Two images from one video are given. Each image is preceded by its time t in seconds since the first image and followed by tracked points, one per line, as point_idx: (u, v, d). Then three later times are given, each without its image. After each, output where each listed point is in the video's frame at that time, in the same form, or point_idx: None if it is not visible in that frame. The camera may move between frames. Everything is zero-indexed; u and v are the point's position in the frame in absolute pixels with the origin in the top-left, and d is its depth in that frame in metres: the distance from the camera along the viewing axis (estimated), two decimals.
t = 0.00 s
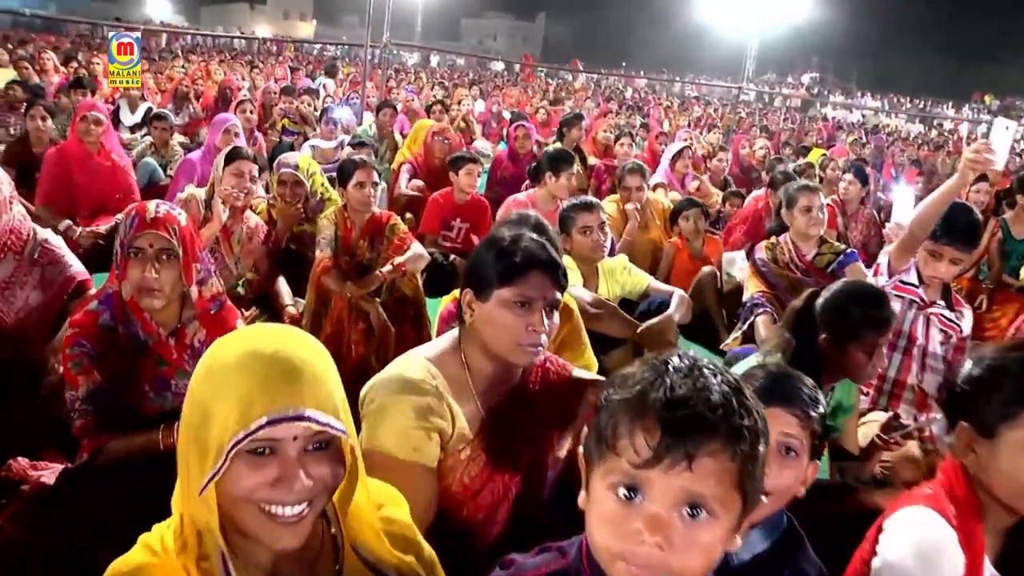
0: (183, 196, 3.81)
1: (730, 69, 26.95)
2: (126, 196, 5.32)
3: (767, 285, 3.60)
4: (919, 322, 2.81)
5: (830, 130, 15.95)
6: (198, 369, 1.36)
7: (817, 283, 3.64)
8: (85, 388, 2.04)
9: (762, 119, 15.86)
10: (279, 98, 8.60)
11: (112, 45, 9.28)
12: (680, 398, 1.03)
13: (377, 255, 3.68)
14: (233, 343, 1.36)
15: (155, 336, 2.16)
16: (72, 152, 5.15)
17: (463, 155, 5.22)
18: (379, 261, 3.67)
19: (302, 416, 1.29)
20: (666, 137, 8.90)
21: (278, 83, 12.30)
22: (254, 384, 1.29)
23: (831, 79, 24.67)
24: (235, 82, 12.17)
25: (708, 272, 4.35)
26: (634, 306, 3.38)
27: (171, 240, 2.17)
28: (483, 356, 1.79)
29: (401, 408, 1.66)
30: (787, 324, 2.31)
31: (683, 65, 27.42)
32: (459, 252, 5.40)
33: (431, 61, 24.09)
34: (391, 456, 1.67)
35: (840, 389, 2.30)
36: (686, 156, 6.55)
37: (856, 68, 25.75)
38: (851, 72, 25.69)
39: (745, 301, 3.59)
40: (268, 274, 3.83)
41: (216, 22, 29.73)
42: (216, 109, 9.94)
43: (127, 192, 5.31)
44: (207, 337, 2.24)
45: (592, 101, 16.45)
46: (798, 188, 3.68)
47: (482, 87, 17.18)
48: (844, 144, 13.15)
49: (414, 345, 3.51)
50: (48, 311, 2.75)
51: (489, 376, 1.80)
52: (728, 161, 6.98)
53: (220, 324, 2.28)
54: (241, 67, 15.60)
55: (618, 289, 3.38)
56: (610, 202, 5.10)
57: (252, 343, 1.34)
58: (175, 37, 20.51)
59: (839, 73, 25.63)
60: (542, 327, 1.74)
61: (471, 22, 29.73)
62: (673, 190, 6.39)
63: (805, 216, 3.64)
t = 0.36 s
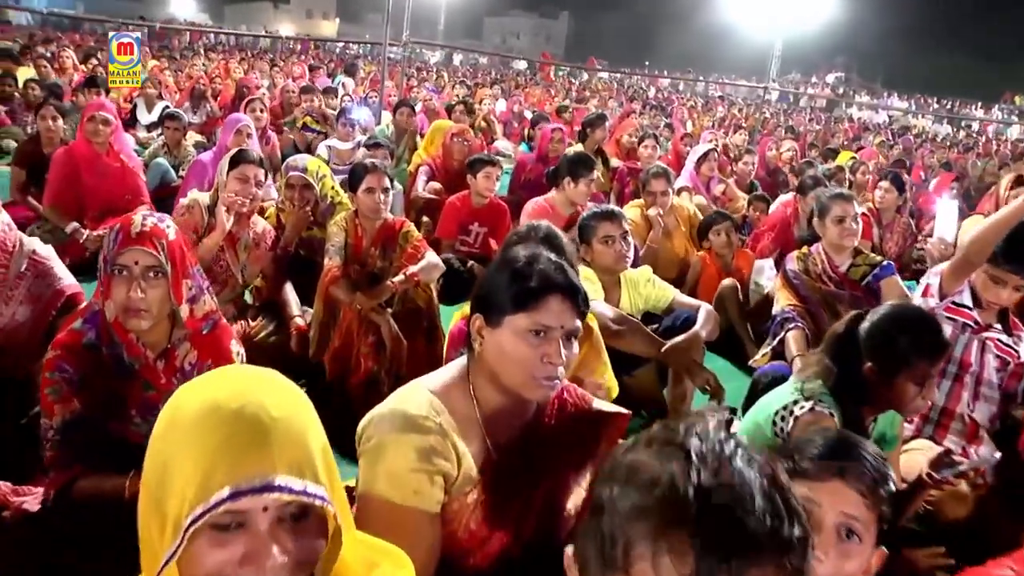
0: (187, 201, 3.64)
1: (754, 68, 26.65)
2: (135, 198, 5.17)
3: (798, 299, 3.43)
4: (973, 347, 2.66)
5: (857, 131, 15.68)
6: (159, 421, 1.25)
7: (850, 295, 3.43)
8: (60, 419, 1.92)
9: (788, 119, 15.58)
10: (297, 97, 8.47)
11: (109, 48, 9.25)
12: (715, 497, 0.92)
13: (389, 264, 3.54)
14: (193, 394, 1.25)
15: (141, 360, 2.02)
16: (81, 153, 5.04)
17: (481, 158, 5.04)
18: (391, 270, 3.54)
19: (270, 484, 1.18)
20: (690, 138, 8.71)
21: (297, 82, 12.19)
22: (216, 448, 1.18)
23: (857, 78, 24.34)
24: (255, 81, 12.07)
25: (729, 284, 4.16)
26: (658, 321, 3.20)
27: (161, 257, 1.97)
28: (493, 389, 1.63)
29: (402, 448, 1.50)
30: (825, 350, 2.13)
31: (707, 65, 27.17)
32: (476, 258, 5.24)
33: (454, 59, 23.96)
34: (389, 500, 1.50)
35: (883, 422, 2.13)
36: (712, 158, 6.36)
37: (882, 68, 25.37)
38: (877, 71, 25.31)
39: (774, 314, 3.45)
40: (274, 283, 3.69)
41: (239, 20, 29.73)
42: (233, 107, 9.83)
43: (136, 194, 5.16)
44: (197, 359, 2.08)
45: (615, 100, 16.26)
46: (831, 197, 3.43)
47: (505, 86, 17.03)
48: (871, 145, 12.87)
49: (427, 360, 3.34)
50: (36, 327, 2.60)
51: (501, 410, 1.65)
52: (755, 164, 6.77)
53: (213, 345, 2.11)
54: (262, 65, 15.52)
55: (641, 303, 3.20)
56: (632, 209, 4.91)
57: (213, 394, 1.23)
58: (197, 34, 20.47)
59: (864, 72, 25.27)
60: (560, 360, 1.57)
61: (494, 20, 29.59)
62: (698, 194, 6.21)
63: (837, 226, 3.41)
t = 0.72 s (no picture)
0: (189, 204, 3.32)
1: (776, 67, 26.33)
2: (139, 200, 5.02)
3: (827, 315, 3.27)
4: None
5: (881, 132, 15.40)
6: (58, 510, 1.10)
7: (882, 312, 3.25)
8: (10, 452, 1.85)
9: (810, 121, 15.34)
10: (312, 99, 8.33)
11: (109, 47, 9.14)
12: None
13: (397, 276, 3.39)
14: (101, 475, 1.09)
15: (111, 389, 1.91)
16: (83, 154, 4.93)
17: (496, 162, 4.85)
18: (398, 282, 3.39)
19: None
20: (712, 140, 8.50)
21: (313, 81, 12.06)
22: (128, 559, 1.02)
23: (879, 77, 23.99)
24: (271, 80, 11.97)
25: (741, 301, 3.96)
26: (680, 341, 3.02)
27: (131, 279, 1.82)
28: (494, 432, 1.47)
29: (390, 503, 1.33)
30: (863, 378, 1.91)
31: (729, 64, 26.87)
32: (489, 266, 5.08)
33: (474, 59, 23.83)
34: (371, 562, 1.33)
35: (924, 461, 1.94)
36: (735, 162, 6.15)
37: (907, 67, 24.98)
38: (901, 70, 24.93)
39: (801, 331, 3.30)
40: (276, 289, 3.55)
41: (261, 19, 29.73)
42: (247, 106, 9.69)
43: (139, 196, 5.01)
44: (176, 388, 1.94)
45: (635, 100, 16.05)
46: (863, 207, 3.22)
47: (524, 85, 16.85)
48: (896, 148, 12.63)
49: (433, 377, 3.16)
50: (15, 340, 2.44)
51: (501, 455, 1.49)
52: (780, 168, 6.56)
53: (195, 371, 1.96)
54: (279, 64, 15.40)
55: (662, 320, 3.02)
56: (652, 215, 4.73)
57: (127, 477, 1.07)
58: (216, 33, 20.43)
59: (887, 71, 24.90)
60: (568, 404, 1.41)
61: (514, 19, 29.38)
62: (720, 200, 6.01)
63: (870, 239, 3.21)
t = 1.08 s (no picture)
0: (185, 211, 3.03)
1: (795, 66, 26.05)
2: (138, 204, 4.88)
3: (854, 333, 3.09)
4: None
5: (902, 132, 15.14)
6: None
7: (913, 332, 3.05)
8: None
9: (830, 121, 15.08)
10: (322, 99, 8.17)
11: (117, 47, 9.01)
12: None
13: (399, 288, 3.22)
14: None
15: (66, 427, 1.79)
16: (82, 157, 4.77)
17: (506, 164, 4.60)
18: (400, 295, 3.21)
19: None
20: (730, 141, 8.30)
21: (326, 79, 11.90)
22: None
23: (899, 77, 23.68)
24: (284, 79, 11.83)
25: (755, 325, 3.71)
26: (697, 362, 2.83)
27: (81, 307, 1.68)
28: (484, 494, 1.30)
29: (364, 572, 1.15)
30: (904, 420, 1.71)
31: (747, 63, 26.58)
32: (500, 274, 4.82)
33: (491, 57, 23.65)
34: None
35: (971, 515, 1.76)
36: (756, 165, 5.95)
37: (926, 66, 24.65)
38: (921, 70, 24.63)
39: (826, 351, 3.11)
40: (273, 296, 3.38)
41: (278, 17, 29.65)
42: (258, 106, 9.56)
43: (138, 200, 4.87)
44: (142, 421, 1.79)
45: (652, 100, 15.84)
46: (894, 218, 3.02)
47: (540, 84, 16.66)
48: (919, 150, 12.37)
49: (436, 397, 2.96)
50: None
51: (493, 514, 1.32)
52: (802, 172, 6.34)
53: (161, 403, 1.80)
54: (294, 63, 15.27)
55: (677, 339, 2.84)
56: (670, 221, 4.52)
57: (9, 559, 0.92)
58: (232, 30, 20.32)
59: (907, 71, 24.60)
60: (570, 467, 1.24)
61: (532, 18, 29.17)
62: (739, 204, 5.82)
63: (903, 252, 3.00)
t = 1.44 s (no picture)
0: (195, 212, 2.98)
1: (814, 65, 25.73)
2: (134, 209, 4.76)
3: (880, 356, 2.91)
4: None
5: (924, 133, 14.85)
6: None
7: (945, 356, 2.87)
8: None
9: (851, 122, 14.81)
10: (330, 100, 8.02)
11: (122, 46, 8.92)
12: None
13: (396, 303, 3.04)
14: None
15: (8, 471, 1.61)
16: (75, 162, 4.60)
17: (515, 169, 4.39)
18: (398, 311, 3.04)
19: None
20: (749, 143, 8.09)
21: (338, 79, 11.73)
22: None
23: (920, 76, 23.33)
24: (295, 79, 11.69)
25: (771, 335, 3.68)
26: (713, 389, 2.63)
27: (17, 342, 1.51)
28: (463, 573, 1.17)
29: None
30: (943, 471, 1.52)
31: (765, 63, 26.28)
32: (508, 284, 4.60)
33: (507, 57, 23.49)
34: None
35: None
36: (776, 171, 5.74)
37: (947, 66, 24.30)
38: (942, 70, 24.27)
39: (852, 374, 2.94)
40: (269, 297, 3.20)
41: (294, 15, 29.59)
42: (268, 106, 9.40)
43: (135, 205, 4.75)
44: (94, 465, 1.61)
45: (670, 100, 15.61)
46: (928, 234, 2.85)
47: (556, 83, 16.45)
48: (941, 153, 12.11)
49: (433, 421, 2.80)
50: None
51: None
52: (824, 178, 6.12)
53: (117, 444, 1.62)
54: (307, 62, 15.11)
55: (692, 364, 2.65)
56: (687, 230, 4.33)
57: None
58: (247, 30, 20.22)
59: (928, 70, 24.25)
60: (564, 552, 1.11)
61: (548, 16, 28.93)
62: (758, 211, 5.62)
63: (936, 269, 2.82)
